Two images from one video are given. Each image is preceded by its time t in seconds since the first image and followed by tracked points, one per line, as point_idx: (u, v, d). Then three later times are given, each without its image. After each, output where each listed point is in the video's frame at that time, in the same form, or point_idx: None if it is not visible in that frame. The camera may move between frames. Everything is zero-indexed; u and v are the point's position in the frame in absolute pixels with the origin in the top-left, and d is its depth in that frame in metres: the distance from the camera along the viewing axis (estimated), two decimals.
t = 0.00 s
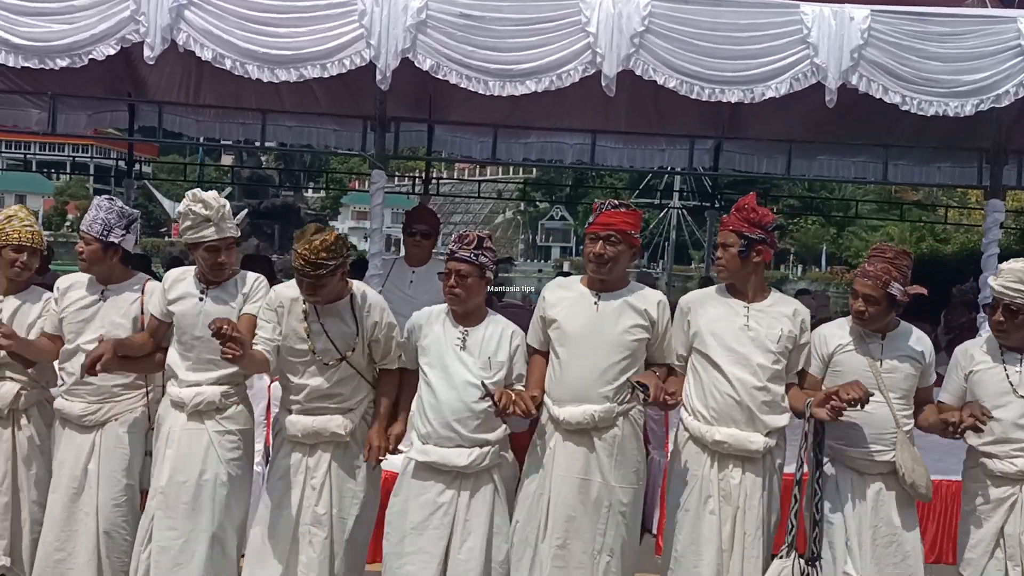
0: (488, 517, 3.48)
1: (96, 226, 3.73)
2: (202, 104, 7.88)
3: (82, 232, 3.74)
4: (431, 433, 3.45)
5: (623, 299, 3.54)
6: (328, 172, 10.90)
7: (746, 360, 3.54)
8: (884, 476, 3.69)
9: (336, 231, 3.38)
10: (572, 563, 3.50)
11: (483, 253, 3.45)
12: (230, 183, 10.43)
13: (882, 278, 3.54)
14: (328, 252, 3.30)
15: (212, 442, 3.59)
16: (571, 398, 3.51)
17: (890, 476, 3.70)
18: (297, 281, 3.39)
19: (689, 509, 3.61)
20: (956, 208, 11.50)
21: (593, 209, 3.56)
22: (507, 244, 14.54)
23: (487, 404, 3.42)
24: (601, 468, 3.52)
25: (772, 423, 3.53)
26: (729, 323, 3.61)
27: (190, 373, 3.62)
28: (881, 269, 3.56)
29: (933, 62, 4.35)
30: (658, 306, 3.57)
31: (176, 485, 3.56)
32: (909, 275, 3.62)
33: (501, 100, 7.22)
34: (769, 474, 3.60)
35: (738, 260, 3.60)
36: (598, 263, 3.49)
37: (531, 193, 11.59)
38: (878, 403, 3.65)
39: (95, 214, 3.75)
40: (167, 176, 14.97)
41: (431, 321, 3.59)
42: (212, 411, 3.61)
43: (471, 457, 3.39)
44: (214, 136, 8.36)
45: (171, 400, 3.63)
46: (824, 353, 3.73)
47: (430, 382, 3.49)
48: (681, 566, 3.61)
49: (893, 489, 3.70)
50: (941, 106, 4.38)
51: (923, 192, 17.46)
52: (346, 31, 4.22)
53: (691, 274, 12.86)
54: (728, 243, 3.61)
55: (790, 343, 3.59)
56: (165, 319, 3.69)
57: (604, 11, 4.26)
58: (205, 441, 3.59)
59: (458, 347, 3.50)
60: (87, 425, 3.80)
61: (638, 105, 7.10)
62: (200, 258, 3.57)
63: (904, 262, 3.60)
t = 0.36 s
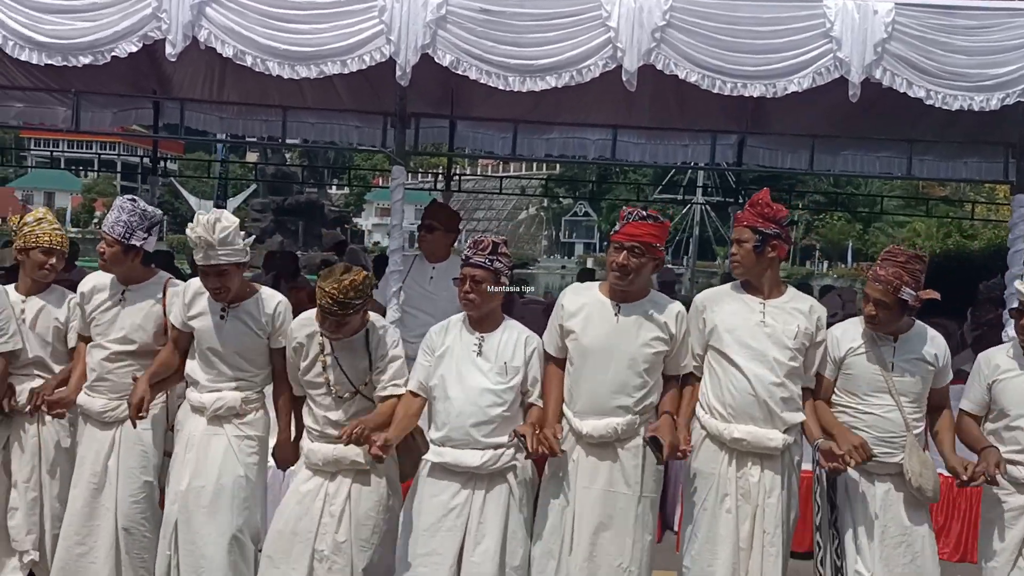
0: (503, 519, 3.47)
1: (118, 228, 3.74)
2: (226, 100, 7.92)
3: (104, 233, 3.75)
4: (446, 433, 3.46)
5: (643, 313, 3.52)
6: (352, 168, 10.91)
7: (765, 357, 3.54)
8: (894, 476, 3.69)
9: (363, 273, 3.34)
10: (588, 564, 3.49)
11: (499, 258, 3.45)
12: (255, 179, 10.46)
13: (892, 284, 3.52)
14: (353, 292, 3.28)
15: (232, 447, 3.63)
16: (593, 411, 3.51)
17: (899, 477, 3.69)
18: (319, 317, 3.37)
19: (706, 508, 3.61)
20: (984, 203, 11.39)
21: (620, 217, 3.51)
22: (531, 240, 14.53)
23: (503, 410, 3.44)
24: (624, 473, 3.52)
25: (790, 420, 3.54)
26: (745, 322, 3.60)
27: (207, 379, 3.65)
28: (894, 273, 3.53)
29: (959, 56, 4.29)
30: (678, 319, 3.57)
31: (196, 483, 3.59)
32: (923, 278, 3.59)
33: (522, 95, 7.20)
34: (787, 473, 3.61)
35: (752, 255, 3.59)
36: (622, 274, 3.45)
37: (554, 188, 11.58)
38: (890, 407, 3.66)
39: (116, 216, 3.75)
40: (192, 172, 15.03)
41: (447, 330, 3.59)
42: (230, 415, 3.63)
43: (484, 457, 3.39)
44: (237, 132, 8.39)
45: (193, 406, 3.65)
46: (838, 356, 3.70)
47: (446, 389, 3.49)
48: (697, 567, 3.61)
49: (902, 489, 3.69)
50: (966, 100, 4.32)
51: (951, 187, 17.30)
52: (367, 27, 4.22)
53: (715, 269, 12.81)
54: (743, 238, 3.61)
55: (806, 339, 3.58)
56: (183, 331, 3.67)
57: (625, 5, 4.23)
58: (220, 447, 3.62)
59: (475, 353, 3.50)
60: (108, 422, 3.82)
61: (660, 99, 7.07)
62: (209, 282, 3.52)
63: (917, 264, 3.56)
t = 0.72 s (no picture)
0: (527, 510, 3.48)
1: (150, 219, 3.81)
2: (254, 99, 7.98)
3: (134, 226, 3.80)
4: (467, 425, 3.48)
5: (663, 306, 3.51)
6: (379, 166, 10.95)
7: (783, 354, 3.53)
8: (918, 472, 3.67)
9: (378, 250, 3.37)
10: (611, 558, 3.51)
11: (523, 247, 3.45)
12: (283, 176, 10.51)
13: (918, 281, 3.48)
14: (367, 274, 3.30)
15: (255, 441, 3.66)
16: (611, 407, 3.51)
17: (924, 472, 3.67)
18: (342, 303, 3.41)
19: (721, 504, 3.63)
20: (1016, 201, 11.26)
21: (635, 212, 3.49)
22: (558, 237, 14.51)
23: (528, 400, 3.44)
24: (644, 471, 3.51)
25: (807, 419, 3.52)
26: (764, 319, 3.59)
27: (230, 374, 3.68)
28: (920, 270, 3.49)
29: (986, 52, 4.24)
30: (699, 311, 3.53)
31: (223, 476, 3.63)
32: (949, 273, 3.54)
33: (548, 93, 7.20)
34: (804, 470, 3.60)
35: (777, 251, 3.57)
36: (642, 271, 3.44)
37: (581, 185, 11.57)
38: (915, 400, 3.63)
39: (147, 208, 3.81)
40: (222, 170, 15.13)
41: (472, 317, 3.60)
42: (255, 410, 3.67)
43: (507, 451, 3.40)
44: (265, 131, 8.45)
45: (215, 402, 3.68)
46: (862, 349, 3.67)
47: (470, 377, 3.50)
48: (712, 563, 3.62)
49: (927, 485, 3.68)
50: (994, 96, 4.27)
51: (983, 183, 17.13)
52: (390, 26, 4.23)
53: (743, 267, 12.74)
54: (767, 235, 3.59)
55: (827, 336, 3.56)
56: (210, 323, 3.72)
57: (648, 2, 4.22)
58: (246, 441, 3.65)
59: (499, 342, 3.50)
60: (137, 421, 3.86)
61: (685, 97, 7.05)
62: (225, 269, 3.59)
63: (944, 259, 3.52)
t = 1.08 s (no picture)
0: (545, 510, 3.50)
1: (180, 216, 3.86)
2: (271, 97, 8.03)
3: (166, 224, 3.85)
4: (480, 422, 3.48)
5: (672, 299, 3.51)
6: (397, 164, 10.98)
7: (796, 351, 3.53)
8: (932, 471, 3.65)
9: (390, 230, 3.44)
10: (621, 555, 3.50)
11: (531, 242, 3.45)
12: (301, 176, 10.55)
13: (932, 281, 3.47)
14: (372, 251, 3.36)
15: (271, 432, 3.69)
16: (619, 399, 3.51)
17: (938, 471, 3.65)
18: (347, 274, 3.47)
19: (735, 502, 3.62)
20: None
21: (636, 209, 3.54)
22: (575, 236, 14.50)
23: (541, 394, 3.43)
24: (648, 471, 3.50)
25: (822, 414, 3.51)
26: (779, 314, 3.58)
27: (243, 364, 3.70)
28: (929, 269, 3.49)
29: (1002, 47, 4.21)
30: (709, 305, 3.54)
31: (238, 469, 3.66)
32: (964, 273, 3.53)
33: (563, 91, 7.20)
34: (819, 469, 3.60)
35: (788, 250, 3.57)
36: (640, 260, 3.47)
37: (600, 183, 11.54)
38: (930, 402, 3.61)
39: (177, 205, 3.87)
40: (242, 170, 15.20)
41: (481, 312, 3.58)
42: (270, 401, 3.69)
43: (526, 446, 3.41)
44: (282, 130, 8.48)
45: (229, 392, 3.72)
46: (877, 350, 3.65)
47: (483, 375, 3.51)
48: (726, 560, 3.61)
49: (942, 484, 3.65)
50: (1010, 92, 4.24)
51: (1005, 182, 16.99)
52: (403, 23, 4.24)
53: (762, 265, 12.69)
54: (778, 233, 3.58)
55: (840, 333, 3.55)
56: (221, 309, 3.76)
57: None
58: (261, 431, 3.68)
59: (510, 338, 3.50)
60: (150, 417, 3.89)
61: (702, 93, 7.03)
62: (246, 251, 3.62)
63: (958, 259, 3.50)
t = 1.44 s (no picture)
0: (549, 511, 3.50)
1: (176, 215, 3.86)
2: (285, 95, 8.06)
3: (160, 219, 3.88)
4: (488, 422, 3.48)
5: (682, 300, 3.51)
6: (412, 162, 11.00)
7: (809, 350, 3.51)
8: (944, 470, 3.65)
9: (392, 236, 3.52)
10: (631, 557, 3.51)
11: (540, 247, 3.47)
12: (316, 174, 10.58)
13: (942, 276, 3.46)
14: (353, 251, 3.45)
15: (286, 430, 3.74)
16: (634, 403, 3.52)
17: (949, 471, 3.65)
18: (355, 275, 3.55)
19: (748, 502, 3.61)
20: None
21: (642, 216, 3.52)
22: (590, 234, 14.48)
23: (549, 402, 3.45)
24: (665, 468, 3.52)
25: (835, 414, 3.51)
26: (791, 313, 3.58)
27: (257, 366, 3.77)
28: (941, 263, 3.47)
29: (1015, 45, 4.19)
30: (720, 309, 3.52)
31: (254, 468, 3.69)
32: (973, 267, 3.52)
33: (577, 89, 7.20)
34: (831, 469, 3.60)
35: (801, 248, 3.55)
36: (645, 268, 3.46)
37: (614, 181, 11.52)
38: (941, 401, 3.60)
39: (174, 204, 3.87)
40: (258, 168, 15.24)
41: (491, 318, 3.61)
42: (287, 399, 3.75)
43: (528, 449, 3.41)
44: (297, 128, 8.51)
45: (244, 392, 3.76)
46: (889, 350, 3.65)
47: (489, 381, 3.50)
48: (740, 560, 3.60)
49: (953, 483, 3.65)
50: (1022, 89, 4.23)
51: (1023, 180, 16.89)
52: (414, 22, 4.26)
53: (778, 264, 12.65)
54: (791, 232, 3.56)
55: (852, 334, 3.55)
56: (227, 319, 3.78)
57: None
58: (277, 428, 3.73)
59: (518, 344, 3.51)
60: (158, 413, 3.92)
61: (716, 91, 7.03)
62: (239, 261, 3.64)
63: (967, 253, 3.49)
